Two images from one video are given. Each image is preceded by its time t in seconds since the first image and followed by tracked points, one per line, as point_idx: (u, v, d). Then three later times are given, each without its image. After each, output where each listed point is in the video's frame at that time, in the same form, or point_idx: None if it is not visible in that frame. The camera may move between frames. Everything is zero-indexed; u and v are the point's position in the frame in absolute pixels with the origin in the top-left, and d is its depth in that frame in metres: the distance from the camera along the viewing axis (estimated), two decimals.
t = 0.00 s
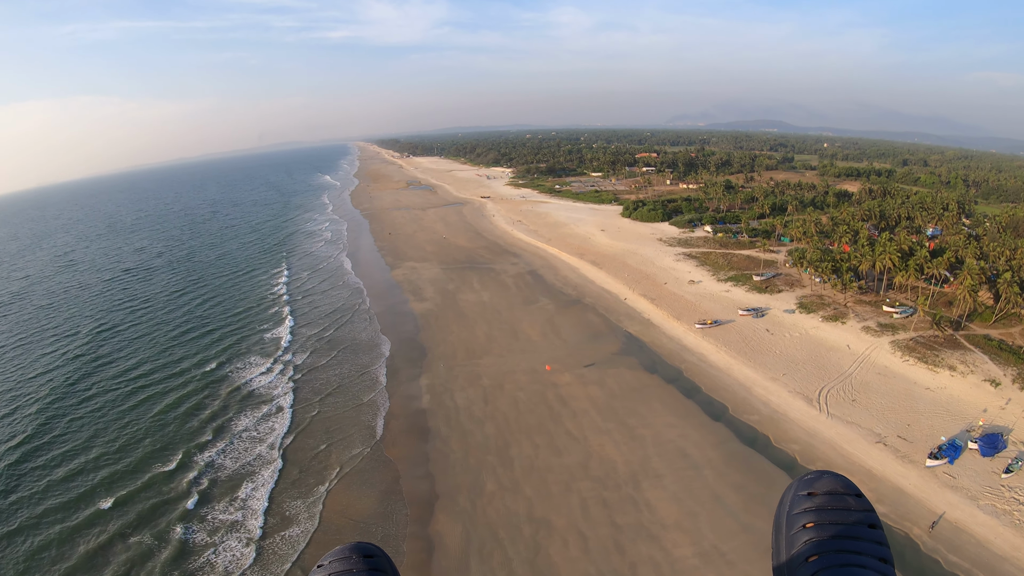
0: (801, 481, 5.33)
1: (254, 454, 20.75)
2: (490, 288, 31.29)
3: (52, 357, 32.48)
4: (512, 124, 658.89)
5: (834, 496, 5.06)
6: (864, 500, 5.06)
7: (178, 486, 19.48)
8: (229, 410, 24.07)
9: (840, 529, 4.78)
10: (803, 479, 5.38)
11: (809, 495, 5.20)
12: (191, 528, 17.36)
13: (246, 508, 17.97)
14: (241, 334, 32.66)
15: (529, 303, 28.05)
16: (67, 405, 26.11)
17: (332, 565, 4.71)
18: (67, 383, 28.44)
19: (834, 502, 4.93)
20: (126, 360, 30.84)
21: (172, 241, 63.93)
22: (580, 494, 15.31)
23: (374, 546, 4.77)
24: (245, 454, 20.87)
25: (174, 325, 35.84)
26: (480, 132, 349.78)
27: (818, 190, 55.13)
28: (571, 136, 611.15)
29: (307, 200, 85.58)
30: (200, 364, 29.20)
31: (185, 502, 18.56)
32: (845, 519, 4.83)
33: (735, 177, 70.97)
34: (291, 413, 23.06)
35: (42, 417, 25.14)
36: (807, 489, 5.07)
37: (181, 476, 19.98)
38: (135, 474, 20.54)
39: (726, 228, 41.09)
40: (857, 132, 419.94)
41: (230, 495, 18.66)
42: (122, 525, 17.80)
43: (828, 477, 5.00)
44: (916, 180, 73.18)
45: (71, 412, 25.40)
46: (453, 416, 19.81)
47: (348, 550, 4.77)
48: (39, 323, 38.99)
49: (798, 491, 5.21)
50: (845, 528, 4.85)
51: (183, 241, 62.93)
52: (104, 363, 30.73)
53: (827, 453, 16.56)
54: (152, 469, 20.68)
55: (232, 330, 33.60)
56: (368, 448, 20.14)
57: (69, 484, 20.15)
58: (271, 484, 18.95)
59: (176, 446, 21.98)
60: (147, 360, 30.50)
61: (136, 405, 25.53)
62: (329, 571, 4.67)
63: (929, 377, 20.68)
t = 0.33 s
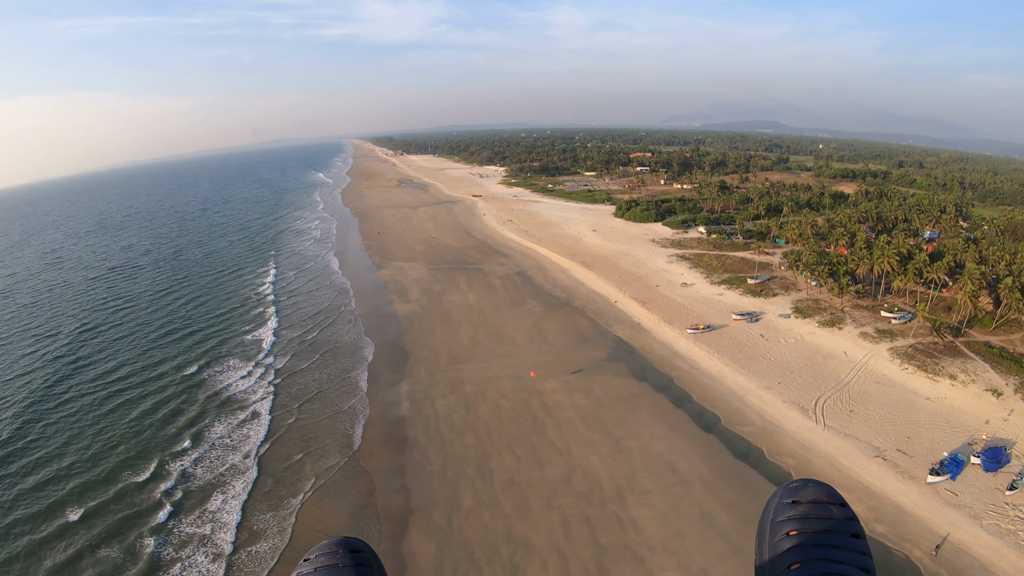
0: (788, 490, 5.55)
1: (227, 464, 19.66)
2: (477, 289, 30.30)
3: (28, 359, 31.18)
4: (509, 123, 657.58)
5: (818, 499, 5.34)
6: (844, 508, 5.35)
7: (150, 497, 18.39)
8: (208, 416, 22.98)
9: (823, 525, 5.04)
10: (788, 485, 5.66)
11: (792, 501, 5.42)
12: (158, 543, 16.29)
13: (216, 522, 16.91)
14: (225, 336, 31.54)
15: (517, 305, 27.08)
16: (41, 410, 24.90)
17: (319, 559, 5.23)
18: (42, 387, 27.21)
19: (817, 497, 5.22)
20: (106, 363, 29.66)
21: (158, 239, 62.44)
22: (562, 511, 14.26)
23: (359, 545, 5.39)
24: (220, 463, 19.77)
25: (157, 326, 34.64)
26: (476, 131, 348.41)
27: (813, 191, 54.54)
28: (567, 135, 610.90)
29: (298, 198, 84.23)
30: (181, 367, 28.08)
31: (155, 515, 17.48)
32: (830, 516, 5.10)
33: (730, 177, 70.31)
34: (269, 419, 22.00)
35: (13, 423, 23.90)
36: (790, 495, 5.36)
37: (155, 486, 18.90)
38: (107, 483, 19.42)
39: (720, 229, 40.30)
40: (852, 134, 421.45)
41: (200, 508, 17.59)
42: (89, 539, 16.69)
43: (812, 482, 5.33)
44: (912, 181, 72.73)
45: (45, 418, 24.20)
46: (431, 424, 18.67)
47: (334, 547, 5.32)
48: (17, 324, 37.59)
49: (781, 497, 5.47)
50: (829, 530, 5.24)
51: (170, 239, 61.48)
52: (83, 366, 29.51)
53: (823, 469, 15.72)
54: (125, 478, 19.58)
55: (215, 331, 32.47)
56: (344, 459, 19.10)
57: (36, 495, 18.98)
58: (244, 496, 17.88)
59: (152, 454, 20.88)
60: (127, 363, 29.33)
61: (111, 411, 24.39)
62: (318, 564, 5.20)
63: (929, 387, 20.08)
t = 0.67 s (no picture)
0: (783, 495, 5.69)
1: (206, 480, 18.74)
2: (467, 292, 29.41)
3: (10, 371, 30.10)
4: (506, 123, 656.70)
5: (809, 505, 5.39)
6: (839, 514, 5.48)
7: (128, 516, 17.46)
8: (191, 429, 22.04)
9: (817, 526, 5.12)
10: (782, 493, 5.75)
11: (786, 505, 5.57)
12: (132, 566, 15.36)
13: (191, 543, 15.98)
14: (213, 344, 30.63)
15: (507, 309, 26.19)
16: (20, 425, 23.87)
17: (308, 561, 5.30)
18: (23, 400, 26.20)
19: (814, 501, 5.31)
20: (90, 374, 28.67)
21: (147, 243, 61.33)
22: (550, 531, 13.34)
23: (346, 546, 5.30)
24: (199, 480, 18.83)
25: (144, 335, 33.66)
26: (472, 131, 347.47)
27: (811, 188, 53.83)
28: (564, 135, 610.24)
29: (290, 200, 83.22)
30: (167, 378, 27.14)
31: (131, 536, 16.56)
32: (824, 518, 5.20)
33: (727, 175, 69.60)
34: (252, 432, 21.11)
35: None
36: (783, 499, 5.47)
37: (132, 505, 17.98)
38: (85, 501, 18.48)
39: (717, 228, 39.52)
40: (849, 130, 421.43)
41: (175, 527, 16.65)
42: (63, 563, 15.75)
43: (805, 488, 5.43)
44: (910, 177, 72.05)
45: (24, 432, 23.22)
46: (414, 436, 17.65)
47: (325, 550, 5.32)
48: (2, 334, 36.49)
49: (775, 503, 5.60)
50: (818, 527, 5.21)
51: (159, 243, 60.43)
52: (66, 378, 28.51)
53: (826, 481, 14.86)
54: (104, 496, 18.65)
55: (203, 339, 31.53)
56: (325, 474, 18.17)
57: (10, 515, 17.98)
58: (222, 514, 16.95)
59: (133, 470, 19.95)
60: (112, 374, 28.36)
61: (91, 425, 23.44)
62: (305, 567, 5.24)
63: (935, 391, 19.28)
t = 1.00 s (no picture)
0: (779, 491, 5.41)
1: (187, 494, 18.02)
2: (459, 294, 28.63)
3: None
4: (506, 121, 655.14)
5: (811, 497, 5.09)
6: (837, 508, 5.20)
7: (108, 533, 16.76)
8: (177, 440, 21.33)
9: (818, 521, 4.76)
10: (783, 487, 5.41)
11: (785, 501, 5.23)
12: None
13: (168, 562, 15.27)
14: (202, 350, 29.92)
15: (500, 311, 25.42)
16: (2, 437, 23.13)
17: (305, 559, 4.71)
18: (8, 411, 25.49)
19: (815, 494, 4.91)
20: (77, 383, 27.95)
21: (141, 246, 60.64)
22: (539, 551, 12.59)
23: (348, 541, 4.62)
24: (180, 494, 18.12)
25: (134, 341, 32.94)
26: (472, 129, 346.68)
27: (812, 184, 52.96)
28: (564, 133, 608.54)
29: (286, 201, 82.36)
30: (155, 386, 26.45)
31: (109, 554, 15.86)
32: (824, 512, 4.85)
33: (726, 171, 68.78)
34: (236, 443, 20.42)
35: None
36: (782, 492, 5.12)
37: (116, 519, 17.28)
38: (65, 517, 17.77)
39: (716, 225, 38.67)
40: (849, 125, 419.66)
41: (152, 546, 15.94)
42: None
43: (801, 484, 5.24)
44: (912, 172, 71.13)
45: (7, 444, 22.50)
46: (400, 447, 16.90)
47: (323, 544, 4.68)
48: None
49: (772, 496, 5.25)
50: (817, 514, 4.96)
51: (153, 245, 59.64)
52: (52, 387, 27.79)
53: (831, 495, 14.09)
54: (85, 511, 17.94)
55: (193, 345, 30.82)
56: (308, 489, 17.47)
57: None
58: (201, 532, 16.22)
59: (116, 483, 19.27)
60: (100, 383, 27.66)
61: (74, 436, 22.77)
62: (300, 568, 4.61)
63: (944, 395, 18.47)
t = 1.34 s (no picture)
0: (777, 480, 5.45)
1: (165, 515, 17.21)
2: (451, 300, 27.88)
3: None
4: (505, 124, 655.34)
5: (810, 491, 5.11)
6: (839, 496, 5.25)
7: (83, 558, 15.92)
8: (160, 456, 20.52)
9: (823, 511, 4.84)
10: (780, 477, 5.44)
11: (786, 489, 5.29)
12: None
13: None
14: (191, 361, 29.15)
15: (492, 318, 24.62)
16: None
17: (308, 554, 5.19)
18: None
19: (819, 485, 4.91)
20: (62, 397, 27.13)
21: (133, 254, 59.89)
22: None
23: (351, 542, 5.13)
24: (159, 514, 17.30)
25: (122, 352, 32.16)
26: (471, 132, 346.64)
27: (812, 183, 52.24)
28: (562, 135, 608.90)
29: (282, 206, 81.70)
30: (141, 400, 25.66)
31: None
32: (829, 501, 4.92)
33: (725, 172, 68.00)
34: (218, 460, 19.62)
35: None
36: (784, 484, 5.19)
37: (94, 542, 16.46)
38: (40, 541, 16.94)
39: (715, 226, 37.93)
40: (848, 123, 418.98)
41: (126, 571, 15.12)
42: None
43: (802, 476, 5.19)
44: (913, 170, 70.25)
45: None
46: (383, 464, 16.10)
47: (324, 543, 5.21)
48: None
49: (778, 486, 5.40)
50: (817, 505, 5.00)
51: (146, 253, 58.91)
52: (36, 402, 26.96)
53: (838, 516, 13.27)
54: (61, 534, 17.10)
55: (182, 356, 30.06)
56: (289, 511, 16.68)
57: None
58: (178, 557, 15.40)
59: (95, 502, 18.45)
60: (85, 397, 26.88)
61: (55, 453, 21.96)
62: (303, 562, 5.07)
63: (954, 402, 17.66)
